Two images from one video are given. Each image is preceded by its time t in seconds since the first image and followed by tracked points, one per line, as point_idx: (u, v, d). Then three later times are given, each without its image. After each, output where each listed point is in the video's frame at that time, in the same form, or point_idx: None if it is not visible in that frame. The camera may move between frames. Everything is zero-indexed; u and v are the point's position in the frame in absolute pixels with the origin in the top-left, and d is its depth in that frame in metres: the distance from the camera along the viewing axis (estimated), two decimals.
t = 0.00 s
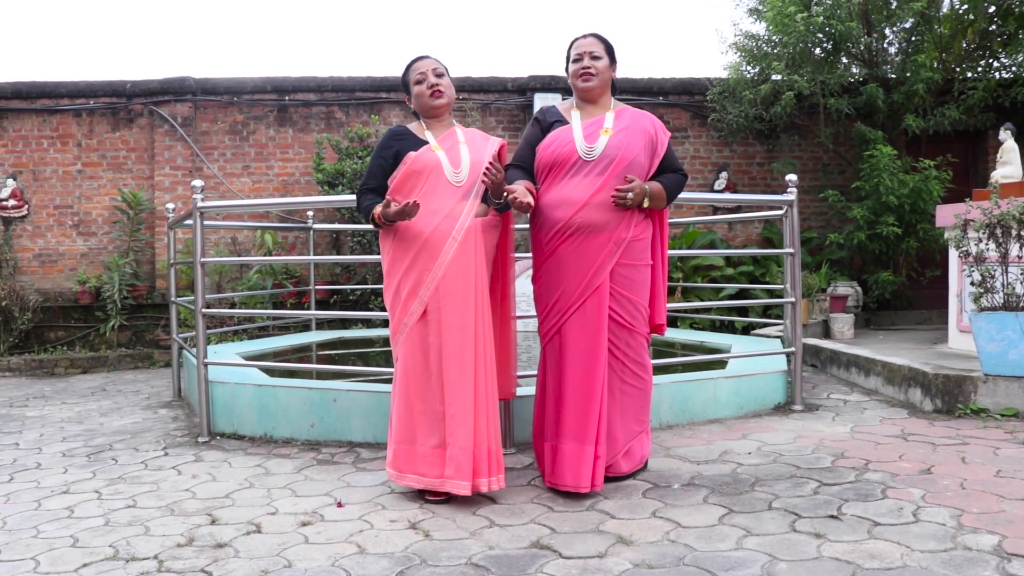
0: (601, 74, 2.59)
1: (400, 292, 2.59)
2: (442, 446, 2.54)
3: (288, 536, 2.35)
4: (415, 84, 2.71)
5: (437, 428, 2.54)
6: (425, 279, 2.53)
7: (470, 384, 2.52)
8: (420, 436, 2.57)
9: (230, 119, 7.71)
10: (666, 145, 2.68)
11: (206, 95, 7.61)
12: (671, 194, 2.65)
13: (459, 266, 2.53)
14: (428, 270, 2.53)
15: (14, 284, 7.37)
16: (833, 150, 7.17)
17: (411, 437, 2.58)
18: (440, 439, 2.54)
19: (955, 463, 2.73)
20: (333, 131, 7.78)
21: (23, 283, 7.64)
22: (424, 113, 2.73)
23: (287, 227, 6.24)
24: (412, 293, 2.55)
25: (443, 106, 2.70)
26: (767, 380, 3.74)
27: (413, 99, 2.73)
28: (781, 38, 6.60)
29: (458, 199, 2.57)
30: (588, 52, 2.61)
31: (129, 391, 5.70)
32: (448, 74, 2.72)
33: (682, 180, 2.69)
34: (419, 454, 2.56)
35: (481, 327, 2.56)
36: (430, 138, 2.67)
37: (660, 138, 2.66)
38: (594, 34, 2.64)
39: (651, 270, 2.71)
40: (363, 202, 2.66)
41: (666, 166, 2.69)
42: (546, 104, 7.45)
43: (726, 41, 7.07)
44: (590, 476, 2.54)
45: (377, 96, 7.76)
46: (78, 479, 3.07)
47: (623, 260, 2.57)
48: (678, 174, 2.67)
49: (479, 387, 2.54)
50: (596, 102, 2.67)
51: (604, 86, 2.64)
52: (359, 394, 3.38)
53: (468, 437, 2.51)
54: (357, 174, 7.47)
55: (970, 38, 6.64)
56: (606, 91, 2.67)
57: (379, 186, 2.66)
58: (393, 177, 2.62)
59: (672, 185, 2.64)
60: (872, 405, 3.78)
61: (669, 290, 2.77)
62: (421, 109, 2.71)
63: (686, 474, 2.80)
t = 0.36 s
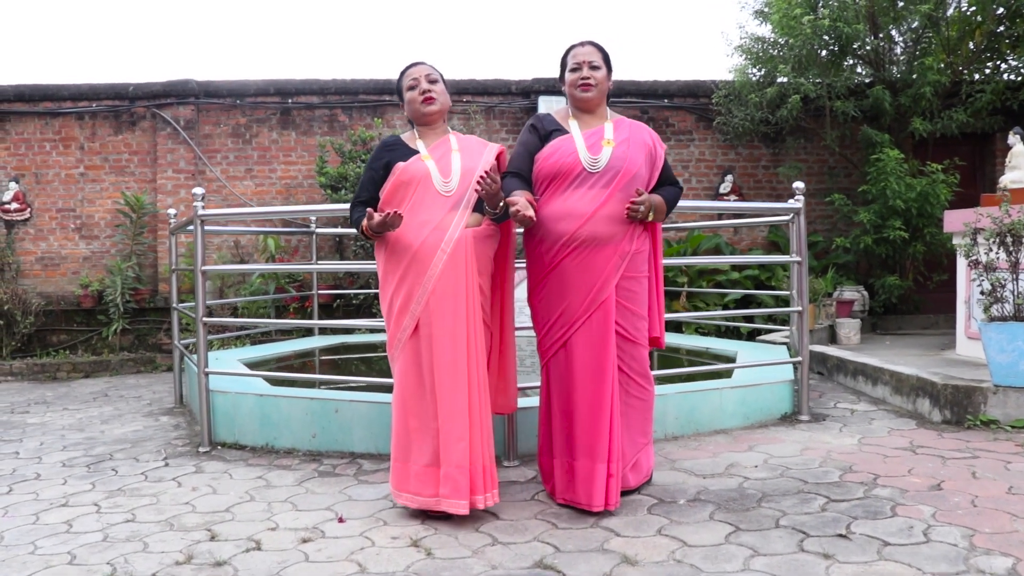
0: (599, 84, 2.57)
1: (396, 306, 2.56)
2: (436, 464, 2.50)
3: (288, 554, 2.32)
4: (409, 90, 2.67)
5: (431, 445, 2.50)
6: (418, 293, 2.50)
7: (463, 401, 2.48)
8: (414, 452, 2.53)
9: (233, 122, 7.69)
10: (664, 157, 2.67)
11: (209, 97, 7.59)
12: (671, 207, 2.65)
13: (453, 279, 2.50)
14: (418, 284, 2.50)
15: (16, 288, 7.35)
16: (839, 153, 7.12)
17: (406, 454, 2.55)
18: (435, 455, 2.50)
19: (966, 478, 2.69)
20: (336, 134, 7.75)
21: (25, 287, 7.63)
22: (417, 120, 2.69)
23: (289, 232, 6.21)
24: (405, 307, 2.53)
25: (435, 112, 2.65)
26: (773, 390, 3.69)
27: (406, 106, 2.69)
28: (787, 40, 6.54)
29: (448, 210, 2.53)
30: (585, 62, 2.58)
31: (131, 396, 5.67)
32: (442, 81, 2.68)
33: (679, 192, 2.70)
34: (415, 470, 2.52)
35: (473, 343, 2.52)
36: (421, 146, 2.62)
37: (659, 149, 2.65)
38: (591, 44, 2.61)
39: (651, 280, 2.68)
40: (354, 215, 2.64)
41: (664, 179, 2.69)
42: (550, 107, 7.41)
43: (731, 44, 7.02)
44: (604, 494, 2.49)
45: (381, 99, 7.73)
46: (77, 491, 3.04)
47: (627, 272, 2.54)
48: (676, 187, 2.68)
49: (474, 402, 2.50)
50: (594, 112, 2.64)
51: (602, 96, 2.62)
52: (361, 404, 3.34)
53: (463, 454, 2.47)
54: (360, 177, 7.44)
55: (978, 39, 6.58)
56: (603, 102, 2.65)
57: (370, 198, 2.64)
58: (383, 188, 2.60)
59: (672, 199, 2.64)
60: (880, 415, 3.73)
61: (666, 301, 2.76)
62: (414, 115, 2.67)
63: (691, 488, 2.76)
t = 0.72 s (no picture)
0: (593, 96, 2.55)
1: (392, 324, 2.52)
2: (429, 487, 2.45)
3: None
4: (404, 101, 2.64)
5: (425, 466, 2.44)
6: (413, 311, 2.46)
7: (460, 421, 2.43)
8: (411, 472, 2.49)
9: (236, 125, 7.65)
10: (659, 172, 2.64)
11: (211, 101, 7.55)
12: (666, 222, 2.63)
13: (448, 297, 2.45)
14: (412, 301, 2.46)
15: (18, 293, 7.33)
16: (846, 157, 7.06)
17: (404, 474, 2.52)
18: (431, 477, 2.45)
19: (979, 497, 2.63)
20: (339, 137, 7.71)
21: (27, 291, 7.61)
22: (412, 131, 2.65)
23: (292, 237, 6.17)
24: (401, 326, 2.49)
25: (430, 122, 2.61)
26: (781, 402, 3.64)
27: (401, 116, 2.66)
28: (794, 42, 6.48)
29: (442, 225, 2.48)
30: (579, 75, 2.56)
31: (133, 403, 5.64)
32: (438, 92, 2.65)
33: (674, 207, 2.67)
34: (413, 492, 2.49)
35: (469, 363, 2.47)
36: (417, 159, 2.59)
37: (656, 165, 2.61)
38: (585, 56, 2.60)
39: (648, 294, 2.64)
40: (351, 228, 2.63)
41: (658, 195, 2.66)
42: (555, 111, 7.37)
43: (738, 46, 6.96)
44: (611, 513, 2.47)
45: (384, 102, 7.68)
46: (75, 507, 3.00)
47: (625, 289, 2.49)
48: (670, 204, 2.66)
49: (469, 422, 2.46)
50: (587, 124, 2.61)
51: (595, 109, 2.60)
52: (364, 417, 3.30)
53: (459, 476, 2.41)
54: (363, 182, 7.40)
55: (987, 40, 6.48)
56: (596, 114, 2.61)
57: (365, 212, 2.62)
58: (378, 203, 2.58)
59: (666, 215, 2.62)
60: (890, 427, 3.68)
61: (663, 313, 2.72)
62: (409, 126, 2.64)
63: (699, 506, 2.71)
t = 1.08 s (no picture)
0: (593, 106, 2.51)
1: (392, 340, 2.48)
2: (427, 507, 2.41)
3: None
4: (407, 110, 2.59)
5: (424, 486, 2.40)
6: (412, 327, 2.42)
7: (460, 439, 2.39)
8: (410, 491, 2.45)
9: (238, 128, 7.61)
10: (661, 184, 2.58)
11: (213, 103, 7.52)
12: (668, 234, 2.58)
13: (447, 313, 2.40)
14: (412, 317, 2.41)
15: (19, 297, 7.31)
16: (853, 160, 7.00)
17: (404, 493, 2.48)
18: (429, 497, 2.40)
19: (995, 515, 2.58)
20: (342, 140, 7.66)
21: (28, 295, 7.58)
22: (414, 140, 2.60)
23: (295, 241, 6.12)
24: (400, 342, 2.45)
25: (432, 133, 2.56)
26: (790, 413, 3.59)
27: (403, 125, 2.61)
28: (801, 45, 6.41)
29: (443, 239, 2.43)
30: (579, 85, 2.51)
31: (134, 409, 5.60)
32: (442, 101, 2.60)
33: (677, 220, 2.62)
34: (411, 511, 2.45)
35: (469, 380, 2.42)
36: (418, 171, 2.54)
37: (658, 176, 2.56)
38: (584, 65, 2.55)
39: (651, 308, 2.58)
40: (350, 240, 2.59)
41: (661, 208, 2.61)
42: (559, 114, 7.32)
43: (744, 49, 6.89)
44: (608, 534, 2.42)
45: (388, 105, 7.64)
46: (73, 521, 2.95)
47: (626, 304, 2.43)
48: (673, 216, 2.60)
49: (469, 440, 2.41)
50: (588, 135, 2.56)
51: (596, 119, 2.55)
52: (366, 429, 3.25)
53: (458, 495, 2.37)
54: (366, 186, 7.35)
55: (995, 43, 6.43)
56: (597, 124, 2.56)
57: (365, 224, 2.58)
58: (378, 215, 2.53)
59: (669, 227, 2.56)
60: (900, 438, 3.62)
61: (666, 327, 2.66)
62: (411, 136, 2.59)
63: (707, 523, 2.65)
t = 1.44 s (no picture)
0: (597, 115, 2.46)
1: (394, 354, 2.44)
2: (430, 524, 2.36)
3: None
4: (413, 119, 2.55)
5: (426, 502, 2.36)
6: (415, 341, 2.38)
7: (462, 455, 2.35)
8: (411, 508, 2.40)
9: (240, 132, 7.58)
10: (667, 194, 2.54)
11: (215, 107, 7.48)
12: (675, 246, 2.53)
13: (450, 327, 2.36)
14: (414, 330, 2.37)
15: (21, 302, 7.28)
16: (859, 164, 6.94)
17: (405, 509, 2.43)
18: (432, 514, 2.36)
19: (1009, 532, 2.53)
20: (345, 144, 7.63)
21: (29, 300, 7.55)
22: (419, 150, 2.56)
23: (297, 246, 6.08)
24: (402, 356, 2.40)
25: (438, 143, 2.52)
26: (798, 424, 3.54)
27: (409, 134, 2.57)
28: (806, 47, 6.35)
29: (446, 251, 2.39)
30: (582, 94, 2.47)
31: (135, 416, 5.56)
32: (448, 111, 2.55)
33: (683, 230, 2.58)
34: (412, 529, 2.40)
35: (472, 395, 2.38)
36: (422, 182, 2.50)
37: (664, 187, 2.52)
38: (587, 74, 2.50)
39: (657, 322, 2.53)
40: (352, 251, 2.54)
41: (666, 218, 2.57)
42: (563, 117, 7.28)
43: (749, 51, 6.84)
44: (612, 552, 2.37)
45: (391, 108, 7.59)
46: (72, 536, 2.92)
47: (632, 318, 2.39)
48: (680, 226, 2.56)
49: (472, 456, 2.37)
50: (592, 144, 2.51)
51: (599, 129, 2.50)
52: (369, 441, 3.21)
53: (461, 512, 2.33)
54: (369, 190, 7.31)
55: (1002, 46, 6.41)
56: (601, 134, 2.52)
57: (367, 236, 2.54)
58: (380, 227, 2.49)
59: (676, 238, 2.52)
60: (910, 449, 3.57)
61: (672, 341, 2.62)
62: (416, 145, 2.55)
63: (716, 539, 2.61)
